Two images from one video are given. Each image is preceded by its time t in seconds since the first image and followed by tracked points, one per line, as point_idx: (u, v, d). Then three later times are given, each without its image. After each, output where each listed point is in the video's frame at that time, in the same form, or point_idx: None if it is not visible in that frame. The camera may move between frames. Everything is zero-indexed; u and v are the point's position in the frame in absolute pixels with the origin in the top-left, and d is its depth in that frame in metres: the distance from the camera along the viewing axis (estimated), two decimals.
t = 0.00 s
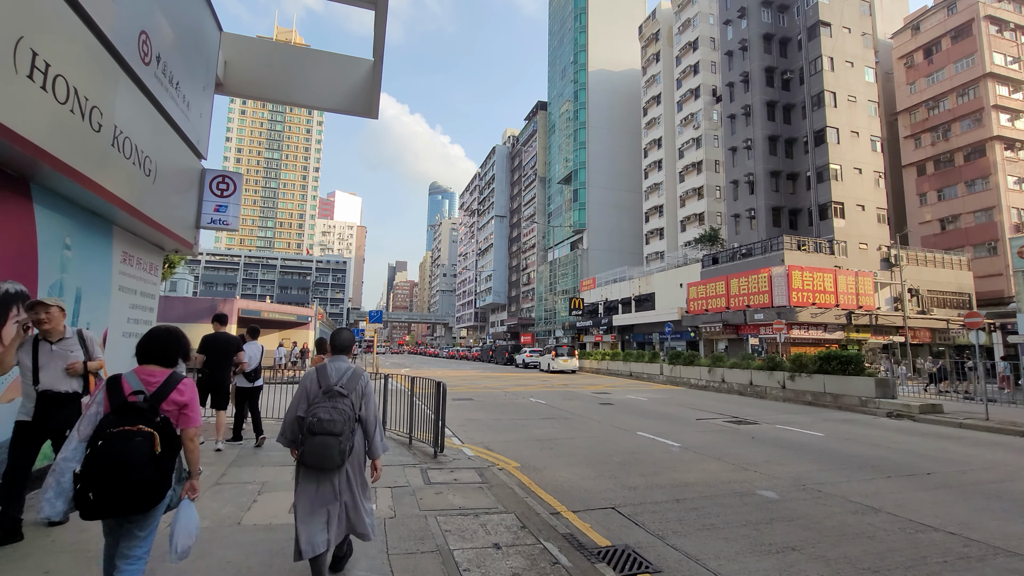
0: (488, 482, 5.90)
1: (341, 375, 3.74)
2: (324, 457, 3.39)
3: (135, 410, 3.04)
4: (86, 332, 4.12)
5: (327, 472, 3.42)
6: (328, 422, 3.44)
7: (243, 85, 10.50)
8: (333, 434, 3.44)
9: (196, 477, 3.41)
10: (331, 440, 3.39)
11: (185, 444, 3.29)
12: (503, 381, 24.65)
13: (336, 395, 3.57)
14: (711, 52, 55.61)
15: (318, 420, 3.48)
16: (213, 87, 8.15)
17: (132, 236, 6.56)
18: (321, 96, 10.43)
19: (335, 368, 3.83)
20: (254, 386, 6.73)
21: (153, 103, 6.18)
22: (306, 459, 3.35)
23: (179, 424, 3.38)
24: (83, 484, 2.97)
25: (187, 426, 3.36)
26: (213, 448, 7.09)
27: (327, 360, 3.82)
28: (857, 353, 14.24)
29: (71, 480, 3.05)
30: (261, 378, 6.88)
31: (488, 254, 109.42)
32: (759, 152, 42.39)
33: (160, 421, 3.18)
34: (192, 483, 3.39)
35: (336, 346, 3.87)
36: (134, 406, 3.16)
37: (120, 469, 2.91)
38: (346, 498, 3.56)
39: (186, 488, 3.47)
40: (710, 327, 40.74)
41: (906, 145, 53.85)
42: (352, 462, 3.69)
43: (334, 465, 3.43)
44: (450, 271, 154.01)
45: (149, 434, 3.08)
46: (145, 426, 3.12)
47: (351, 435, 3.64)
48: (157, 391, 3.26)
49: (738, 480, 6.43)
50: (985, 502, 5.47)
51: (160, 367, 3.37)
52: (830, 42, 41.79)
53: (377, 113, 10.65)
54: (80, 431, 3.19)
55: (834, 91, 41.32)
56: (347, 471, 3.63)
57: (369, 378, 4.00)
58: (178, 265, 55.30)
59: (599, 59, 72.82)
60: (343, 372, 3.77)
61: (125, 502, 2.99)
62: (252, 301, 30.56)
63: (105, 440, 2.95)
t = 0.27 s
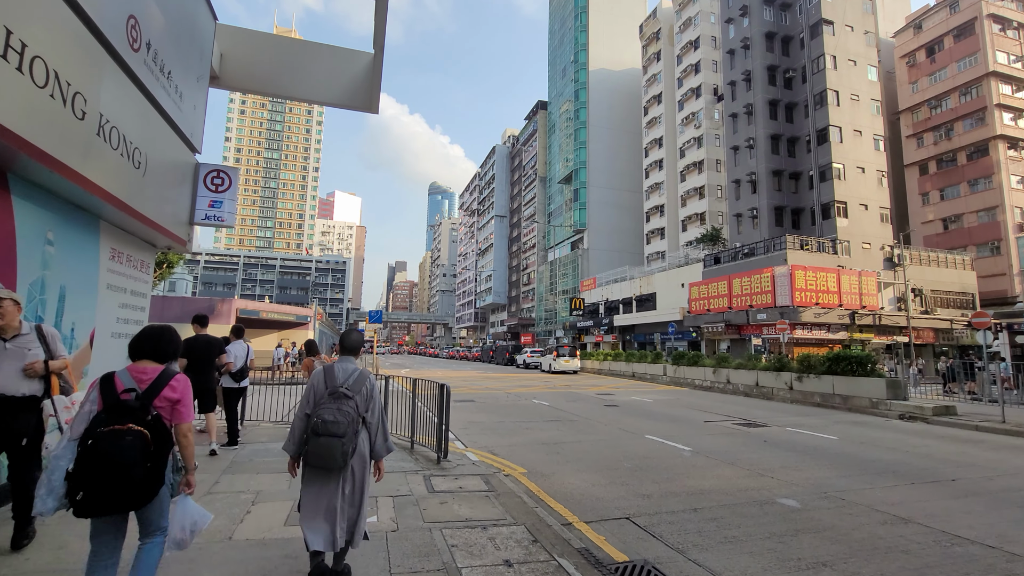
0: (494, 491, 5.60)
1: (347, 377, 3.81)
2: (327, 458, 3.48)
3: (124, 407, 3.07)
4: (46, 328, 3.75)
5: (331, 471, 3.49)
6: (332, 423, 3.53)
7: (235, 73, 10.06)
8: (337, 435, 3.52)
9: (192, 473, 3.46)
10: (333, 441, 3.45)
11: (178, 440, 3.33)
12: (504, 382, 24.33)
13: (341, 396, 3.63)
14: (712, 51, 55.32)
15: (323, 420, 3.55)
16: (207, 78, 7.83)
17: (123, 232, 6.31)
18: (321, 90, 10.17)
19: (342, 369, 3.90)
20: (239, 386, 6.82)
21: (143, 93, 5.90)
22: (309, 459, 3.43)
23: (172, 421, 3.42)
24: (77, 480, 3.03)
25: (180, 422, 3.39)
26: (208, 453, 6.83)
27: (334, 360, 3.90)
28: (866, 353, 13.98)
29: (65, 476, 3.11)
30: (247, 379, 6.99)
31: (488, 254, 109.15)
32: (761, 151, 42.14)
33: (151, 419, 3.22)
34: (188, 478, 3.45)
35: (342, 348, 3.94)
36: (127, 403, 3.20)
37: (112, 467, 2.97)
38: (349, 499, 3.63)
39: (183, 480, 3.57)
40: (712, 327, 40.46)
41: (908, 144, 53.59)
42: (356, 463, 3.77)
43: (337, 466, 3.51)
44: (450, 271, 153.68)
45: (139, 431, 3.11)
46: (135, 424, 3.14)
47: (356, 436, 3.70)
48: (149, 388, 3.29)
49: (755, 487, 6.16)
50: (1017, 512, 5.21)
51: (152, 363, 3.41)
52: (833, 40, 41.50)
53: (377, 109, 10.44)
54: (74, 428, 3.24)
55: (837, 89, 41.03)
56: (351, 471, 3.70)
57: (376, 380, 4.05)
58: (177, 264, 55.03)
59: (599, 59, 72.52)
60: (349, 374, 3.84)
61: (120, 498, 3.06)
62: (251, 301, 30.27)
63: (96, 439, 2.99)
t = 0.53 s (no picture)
0: (498, 498, 5.27)
1: (342, 372, 3.78)
2: (328, 453, 3.47)
3: (124, 409, 3.09)
4: None
5: (332, 467, 3.48)
6: (331, 417, 3.52)
7: (229, 63, 9.77)
8: (337, 429, 3.52)
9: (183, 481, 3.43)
10: (335, 435, 3.46)
11: (174, 444, 3.33)
12: (505, 383, 23.99)
13: (339, 392, 3.62)
14: (713, 50, 55.07)
15: (322, 416, 3.54)
16: (198, 67, 7.50)
17: (107, 225, 6.05)
18: (318, 81, 9.88)
19: (336, 366, 3.87)
20: (221, 386, 6.85)
21: (126, 76, 5.57)
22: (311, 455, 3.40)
23: (169, 424, 3.42)
24: (72, 485, 3.00)
25: (177, 427, 3.39)
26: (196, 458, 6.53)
27: (328, 356, 3.89)
28: (875, 352, 13.68)
29: (61, 477, 3.08)
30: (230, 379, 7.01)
31: (488, 254, 108.81)
32: (763, 149, 41.90)
33: (149, 421, 3.22)
34: (179, 484, 3.39)
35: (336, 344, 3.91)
36: (126, 406, 3.22)
37: (109, 468, 2.98)
38: (351, 495, 3.61)
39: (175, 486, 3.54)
40: (714, 327, 40.16)
41: (911, 143, 53.33)
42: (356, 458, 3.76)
43: (338, 461, 3.50)
44: (450, 271, 153.39)
45: (135, 435, 3.09)
46: (132, 427, 3.15)
47: (355, 430, 3.70)
48: (148, 392, 3.32)
49: (772, 492, 5.88)
50: None
51: (153, 369, 3.44)
52: (835, 38, 41.24)
53: (375, 101, 10.12)
54: (72, 429, 3.25)
55: (840, 87, 40.79)
56: (351, 467, 3.68)
57: (368, 376, 4.06)
58: (175, 263, 54.75)
59: (599, 58, 72.23)
60: (344, 370, 3.82)
61: (115, 501, 3.05)
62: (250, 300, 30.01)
63: (93, 441, 3.00)
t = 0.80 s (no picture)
0: (507, 511, 4.92)
1: (328, 376, 3.80)
2: (317, 458, 3.54)
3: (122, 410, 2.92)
4: None
5: (321, 471, 3.56)
6: (320, 424, 3.57)
7: (223, 55, 9.42)
8: (325, 435, 3.57)
9: (178, 480, 3.27)
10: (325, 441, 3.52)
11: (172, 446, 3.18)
12: (507, 384, 23.64)
13: (327, 397, 3.67)
14: (715, 49, 54.74)
15: (310, 422, 3.59)
16: (189, 58, 7.19)
17: (91, 220, 5.76)
18: (313, 74, 9.54)
19: (321, 368, 3.88)
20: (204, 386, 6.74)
21: (113, 65, 5.31)
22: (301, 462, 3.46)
23: (165, 425, 3.25)
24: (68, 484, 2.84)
25: (173, 428, 3.22)
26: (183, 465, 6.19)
27: (313, 360, 3.91)
28: (886, 353, 13.36)
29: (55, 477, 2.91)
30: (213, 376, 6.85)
31: (487, 254, 108.46)
32: (765, 148, 41.61)
33: (147, 422, 3.05)
34: (173, 486, 3.26)
35: (321, 347, 3.89)
36: (123, 405, 3.05)
37: (108, 469, 2.82)
38: (339, 500, 3.67)
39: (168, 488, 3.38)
40: (716, 327, 39.86)
41: (913, 143, 53.03)
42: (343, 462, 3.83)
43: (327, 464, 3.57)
44: (450, 271, 153.03)
45: (136, 434, 2.95)
46: (132, 427, 3.00)
47: (342, 435, 3.77)
48: (146, 391, 3.13)
49: (795, 502, 5.53)
50: None
51: (150, 368, 3.24)
52: (838, 36, 40.92)
53: (373, 94, 9.80)
54: (66, 428, 3.06)
55: (843, 86, 40.47)
56: (338, 470, 3.75)
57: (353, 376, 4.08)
58: (173, 263, 54.42)
59: (600, 57, 71.93)
60: (330, 374, 3.82)
61: (112, 502, 2.89)
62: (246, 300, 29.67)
63: (90, 440, 2.84)
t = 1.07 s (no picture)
0: (521, 522, 4.59)
1: (330, 374, 3.71)
2: (312, 454, 3.39)
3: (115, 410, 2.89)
4: None
5: (316, 469, 3.40)
6: (317, 418, 3.44)
7: (221, 45, 9.08)
8: (322, 431, 3.43)
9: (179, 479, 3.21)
10: (320, 436, 3.38)
11: (171, 445, 3.14)
12: (509, 384, 23.34)
13: (325, 392, 3.55)
14: (716, 47, 54.47)
15: (307, 417, 3.47)
16: (184, 43, 6.86)
17: (80, 213, 5.48)
18: (313, 65, 9.27)
19: (324, 367, 3.81)
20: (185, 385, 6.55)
21: (100, 46, 5.02)
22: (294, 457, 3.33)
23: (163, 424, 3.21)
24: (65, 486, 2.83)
25: (170, 427, 3.18)
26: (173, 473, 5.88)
27: (316, 358, 3.83)
28: (901, 353, 13.05)
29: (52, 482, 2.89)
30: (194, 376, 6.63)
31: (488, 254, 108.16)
32: (768, 147, 41.32)
33: (144, 422, 3.02)
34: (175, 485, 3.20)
35: (324, 344, 3.84)
36: (119, 407, 3.01)
37: (102, 471, 2.78)
38: (331, 501, 3.51)
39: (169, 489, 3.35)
40: (719, 327, 39.56)
41: (916, 142, 52.81)
42: (340, 462, 3.69)
43: (323, 462, 3.42)
44: (450, 271, 152.76)
45: (133, 434, 2.93)
46: (129, 428, 2.99)
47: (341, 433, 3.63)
48: (141, 392, 3.09)
49: (827, 512, 5.19)
50: None
51: (145, 368, 3.20)
52: (842, 34, 40.65)
53: (375, 87, 9.52)
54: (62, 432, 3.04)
55: (846, 84, 40.20)
56: (335, 470, 3.62)
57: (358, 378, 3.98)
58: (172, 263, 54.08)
59: (600, 56, 71.62)
60: (332, 371, 3.74)
61: (113, 504, 2.87)
62: (245, 300, 29.42)
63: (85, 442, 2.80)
